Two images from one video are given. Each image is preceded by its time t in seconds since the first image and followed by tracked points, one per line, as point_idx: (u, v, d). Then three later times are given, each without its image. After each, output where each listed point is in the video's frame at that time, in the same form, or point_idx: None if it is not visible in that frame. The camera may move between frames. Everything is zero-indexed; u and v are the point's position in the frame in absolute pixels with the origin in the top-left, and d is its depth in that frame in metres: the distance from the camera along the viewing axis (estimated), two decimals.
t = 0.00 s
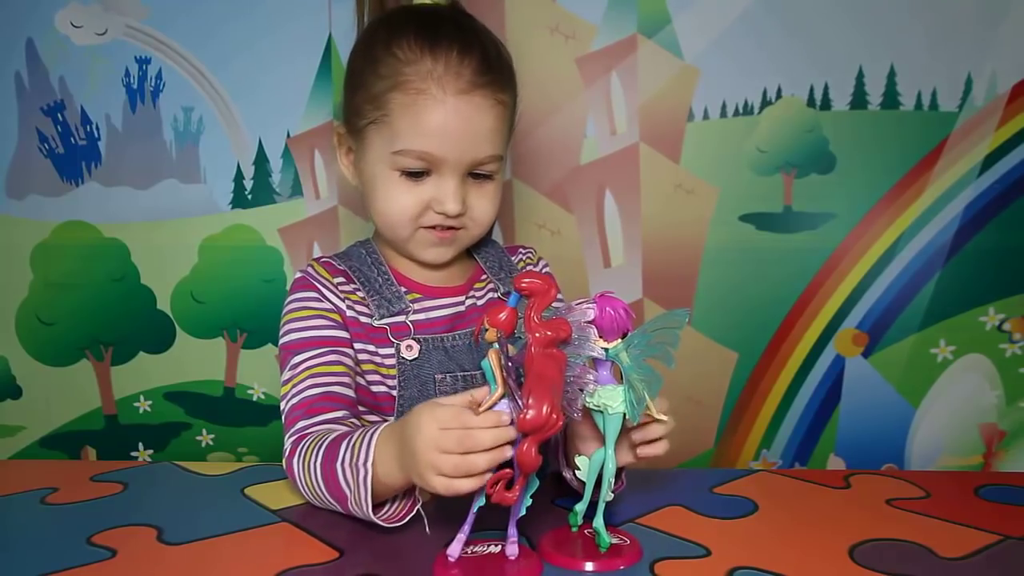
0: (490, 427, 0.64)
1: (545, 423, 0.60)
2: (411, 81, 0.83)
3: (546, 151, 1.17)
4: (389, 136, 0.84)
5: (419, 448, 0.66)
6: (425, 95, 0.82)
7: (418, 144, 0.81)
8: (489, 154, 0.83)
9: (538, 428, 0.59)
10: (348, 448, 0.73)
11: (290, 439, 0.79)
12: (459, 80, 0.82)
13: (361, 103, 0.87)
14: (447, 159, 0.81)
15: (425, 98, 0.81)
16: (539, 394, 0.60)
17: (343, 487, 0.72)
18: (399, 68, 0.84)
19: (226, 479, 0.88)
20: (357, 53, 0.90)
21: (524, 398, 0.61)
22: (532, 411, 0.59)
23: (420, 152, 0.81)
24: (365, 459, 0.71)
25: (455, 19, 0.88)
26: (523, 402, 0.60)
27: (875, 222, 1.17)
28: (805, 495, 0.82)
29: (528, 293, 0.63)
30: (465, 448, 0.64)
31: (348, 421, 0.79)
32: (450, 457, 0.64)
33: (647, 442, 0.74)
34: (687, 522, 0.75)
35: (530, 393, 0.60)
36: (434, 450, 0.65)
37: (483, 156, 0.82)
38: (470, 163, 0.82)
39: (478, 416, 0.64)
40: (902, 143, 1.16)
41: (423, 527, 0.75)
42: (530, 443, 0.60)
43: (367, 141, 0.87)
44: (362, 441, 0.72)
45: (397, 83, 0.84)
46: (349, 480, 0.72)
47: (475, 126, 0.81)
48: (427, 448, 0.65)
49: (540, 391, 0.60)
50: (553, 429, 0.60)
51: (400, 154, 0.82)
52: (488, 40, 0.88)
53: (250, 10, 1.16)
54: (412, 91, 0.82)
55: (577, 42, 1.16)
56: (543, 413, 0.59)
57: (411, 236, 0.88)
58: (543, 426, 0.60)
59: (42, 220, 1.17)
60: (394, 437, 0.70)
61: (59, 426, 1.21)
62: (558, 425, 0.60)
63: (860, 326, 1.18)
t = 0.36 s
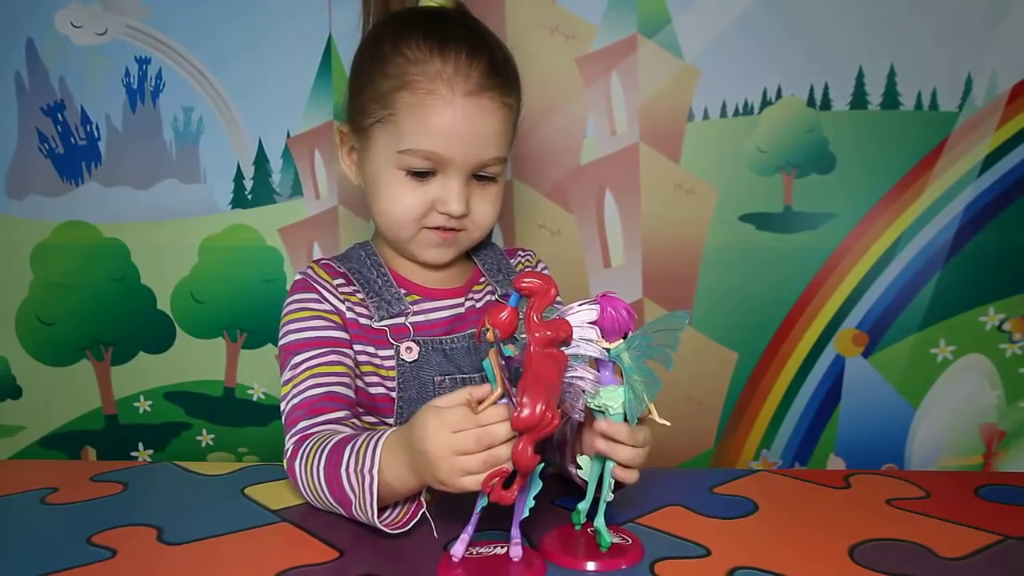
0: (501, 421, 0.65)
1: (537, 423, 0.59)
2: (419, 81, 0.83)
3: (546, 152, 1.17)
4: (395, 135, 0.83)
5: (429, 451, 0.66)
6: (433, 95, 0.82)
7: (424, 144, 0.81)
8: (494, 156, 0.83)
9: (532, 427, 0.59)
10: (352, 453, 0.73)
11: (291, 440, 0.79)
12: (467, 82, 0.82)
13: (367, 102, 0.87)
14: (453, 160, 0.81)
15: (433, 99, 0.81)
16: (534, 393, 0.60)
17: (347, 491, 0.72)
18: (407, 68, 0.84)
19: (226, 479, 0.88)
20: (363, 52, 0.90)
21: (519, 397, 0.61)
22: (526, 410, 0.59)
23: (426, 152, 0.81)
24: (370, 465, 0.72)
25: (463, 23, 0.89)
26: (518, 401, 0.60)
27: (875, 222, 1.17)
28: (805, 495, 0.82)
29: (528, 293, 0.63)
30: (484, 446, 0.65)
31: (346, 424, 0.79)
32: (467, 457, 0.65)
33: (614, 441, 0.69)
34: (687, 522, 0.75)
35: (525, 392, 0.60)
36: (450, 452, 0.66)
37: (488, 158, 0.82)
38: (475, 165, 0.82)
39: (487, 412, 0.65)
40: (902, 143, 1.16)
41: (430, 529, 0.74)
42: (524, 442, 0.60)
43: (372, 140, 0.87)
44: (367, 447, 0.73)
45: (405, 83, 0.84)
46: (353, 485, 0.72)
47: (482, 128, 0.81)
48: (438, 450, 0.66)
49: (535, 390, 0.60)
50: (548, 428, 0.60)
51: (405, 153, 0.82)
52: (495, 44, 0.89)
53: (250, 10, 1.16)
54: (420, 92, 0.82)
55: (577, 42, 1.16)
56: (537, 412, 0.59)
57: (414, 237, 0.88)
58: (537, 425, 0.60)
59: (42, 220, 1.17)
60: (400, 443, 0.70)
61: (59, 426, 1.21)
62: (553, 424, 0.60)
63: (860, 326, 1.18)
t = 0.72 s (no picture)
0: (501, 420, 0.65)
1: (536, 422, 0.59)
2: (421, 86, 0.83)
3: (546, 152, 1.17)
4: (396, 140, 0.83)
5: (429, 453, 0.66)
6: (435, 100, 0.82)
7: (425, 149, 0.81)
8: (494, 161, 0.83)
9: (532, 426, 0.59)
10: (351, 456, 0.73)
11: (290, 441, 0.79)
12: (468, 87, 0.82)
13: (368, 106, 0.87)
14: (453, 165, 0.81)
15: (434, 104, 0.81)
16: (534, 393, 0.59)
17: (346, 494, 0.72)
18: (408, 73, 0.85)
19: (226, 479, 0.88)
20: (364, 56, 0.90)
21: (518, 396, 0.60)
22: (526, 409, 0.59)
23: (427, 156, 0.81)
24: (370, 467, 0.71)
25: (465, 28, 0.89)
26: (518, 400, 0.60)
27: (875, 222, 1.17)
28: (805, 495, 0.82)
29: (528, 294, 0.63)
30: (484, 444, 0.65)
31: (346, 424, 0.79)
32: (467, 455, 0.65)
33: (607, 432, 0.68)
34: (687, 522, 0.75)
35: (523, 390, 0.60)
36: (449, 451, 0.66)
37: (488, 163, 0.82)
38: (475, 169, 0.82)
39: (487, 412, 0.65)
40: (902, 143, 1.16)
41: (431, 531, 0.74)
42: (524, 442, 0.60)
43: (372, 144, 0.87)
44: (367, 449, 0.73)
45: (406, 88, 0.84)
46: (353, 487, 0.71)
47: (482, 133, 0.81)
48: (438, 451, 0.66)
49: (535, 389, 0.60)
50: (549, 426, 0.60)
51: (406, 158, 0.82)
52: (496, 49, 0.89)
53: (250, 10, 1.16)
54: (421, 96, 0.82)
55: (577, 42, 1.16)
56: (537, 412, 0.59)
57: (414, 243, 0.88)
58: (537, 425, 0.59)
59: (42, 220, 1.17)
60: (400, 446, 0.70)
61: (59, 426, 1.21)
62: (553, 424, 0.60)
63: (860, 326, 1.18)
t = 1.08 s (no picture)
0: (500, 418, 0.65)
1: (541, 422, 0.59)
2: (412, 85, 0.83)
3: (546, 152, 1.17)
4: (389, 140, 0.83)
5: (429, 453, 0.66)
6: (427, 98, 0.82)
7: (419, 147, 0.81)
8: (488, 159, 0.83)
9: (536, 427, 0.59)
10: (350, 457, 0.73)
11: (287, 443, 0.79)
12: (460, 84, 0.83)
13: (361, 109, 0.87)
14: (448, 163, 0.81)
15: (426, 102, 0.82)
16: (536, 392, 0.59)
17: (346, 495, 0.72)
18: (400, 73, 0.85)
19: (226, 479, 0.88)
20: (355, 60, 0.91)
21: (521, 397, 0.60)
22: (529, 409, 0.59)
23: (421, 155, 0.81)
24: (370, 469, 0.71)
25: (453, 28, 0.89)
26: (522, 401, 0.60)
27: (875, 222, 1.17)
28: (805, 495, 0.82)
29: (526, 293, 0.64)
30: (483, 444, 0.65)
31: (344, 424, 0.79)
32: (467, 454, 0.65)
33: (604, 431, 0.68)
34: (686, 522, 0.75)
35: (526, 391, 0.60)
36: (448, 449, 0.65)
37: (481, 160, 0.82)
38: (469, 167, 0.82)
39: (486, 411, 0.65)
40: (902, 143, 1.16)
41: (430, 531, 0.74)
42: (527, 442, 0.60)
43: (365, 145, 0.87)
44: (366, 450, 0.72)
45: (398, 87, 0.84)
46: (353, 488, 0.71)
47: (476, 130, 0.81)
48: (436, 450, 0.66)
49: (539, 390, 0.60)
50: (553, 426, 0.60)
51: (400, 157, 0.82)
52: (485, 49, 0.90)
53: (250, 10, 1.16)
54: (413, 95, 0.83)
55: (577, 41, 1.16)
56: (540, 412, 0.59)
57: (409, 247, 0.87)
58: (541, 425, 0.59)
59: (42, 220, 1.18)
60: (400, 445, 0.70)
61: (59, 427, 1.21)
62: (556, 423, 0.60)
63: (860, 326, 1.18)
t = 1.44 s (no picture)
0: (503, 419, 0.65)
1: (543, 422, 0.59)
2: (384, 91, 0.84)
3: (546, 151, 1.17)
4: (365, 148, 0.84)
5: (430, 453, 0.66)
6: (399, 103, 0.83)
7: (396, 151, 0.82)
8: (465, 159, 0.84)
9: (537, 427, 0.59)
10: (350, 457, 0.73)
11: (286, 445, 0.79)
12: (432, 87, 0.84)
13: (335, 119, 0.88)
14: (426, 166, 0.82)
15: (399, 106, 0.83)
16: (538, 393, 0.59)
17: (346, 496, 0.72)
18: (371, 81, 0.86)
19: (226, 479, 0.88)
20: (325, 73, 0.92)
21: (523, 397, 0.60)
22: (531, 409, 0.59)
23: (398, 159, 0.82)
24: (370, 468, 0.71)
25: (421, 34, 0.91)
26: (524, 401, 0.60)
27: (876, 222, 1.17)
28: (805, 495, 0.82)
29: (528, 294, 0.64)
30: (485, 445, 0.65)
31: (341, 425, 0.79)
32: (470, 454, 0.65)
33: (604, 433, 0.68)
34: (686, 521, 0.75)
35: (528, 391, 0.60)
36: (450, 450, 0.66)
37: (459, 161, 0.83)
38: (448, 169, 0.83)
39: (488, 412, 0.65)
40: (902, 143, 1.16)
41: (430, 530, 0.74)
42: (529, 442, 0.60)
43: (342, 155, 0.87)
44: (366, 450, 0.72)
45: (370, 95, 0.85)
46: (353, 488, 0.71)
47: (451, 131, 0.82)
48: (438, 449, 0.66)
49: (540, 390, 0.59)
50: (554, 427, 0.60)
51: (378, 164, 0.83)
52: (455, 54, 0.91)
53: (250, 11, 1.16)
54: (386, 101, 0.84)
55: (577, 42, 1.16)
56: (542, 412, 0.59)
57: (393, 255, 0.87)
58: (542, 425, 0.59)
59: (42, 220, 1.18)
60: (401, 445, 0.70)
61: (60, 427, 1.21)
62: (557, 424, 0.60)
63: (860, 326, 1.18)
